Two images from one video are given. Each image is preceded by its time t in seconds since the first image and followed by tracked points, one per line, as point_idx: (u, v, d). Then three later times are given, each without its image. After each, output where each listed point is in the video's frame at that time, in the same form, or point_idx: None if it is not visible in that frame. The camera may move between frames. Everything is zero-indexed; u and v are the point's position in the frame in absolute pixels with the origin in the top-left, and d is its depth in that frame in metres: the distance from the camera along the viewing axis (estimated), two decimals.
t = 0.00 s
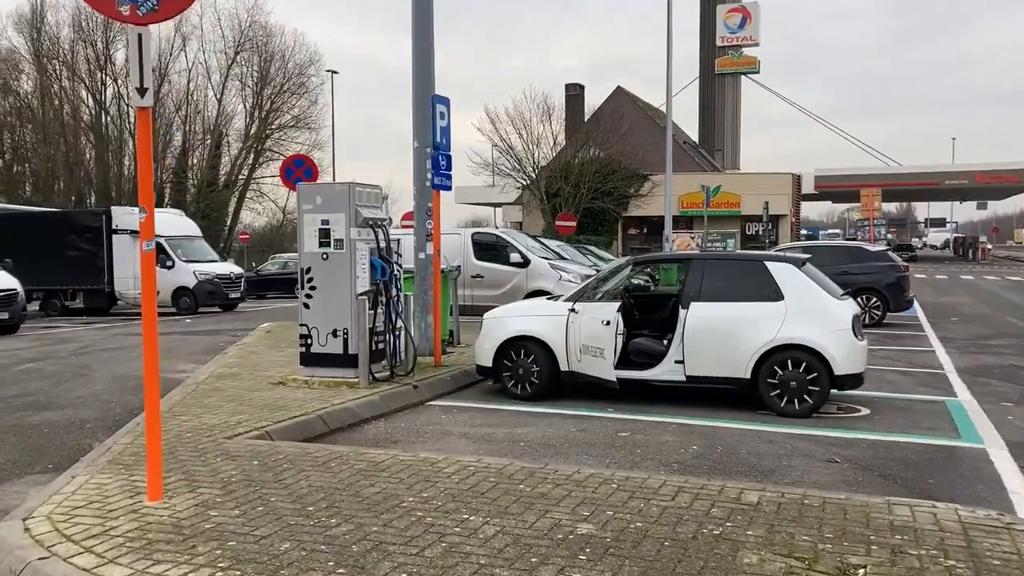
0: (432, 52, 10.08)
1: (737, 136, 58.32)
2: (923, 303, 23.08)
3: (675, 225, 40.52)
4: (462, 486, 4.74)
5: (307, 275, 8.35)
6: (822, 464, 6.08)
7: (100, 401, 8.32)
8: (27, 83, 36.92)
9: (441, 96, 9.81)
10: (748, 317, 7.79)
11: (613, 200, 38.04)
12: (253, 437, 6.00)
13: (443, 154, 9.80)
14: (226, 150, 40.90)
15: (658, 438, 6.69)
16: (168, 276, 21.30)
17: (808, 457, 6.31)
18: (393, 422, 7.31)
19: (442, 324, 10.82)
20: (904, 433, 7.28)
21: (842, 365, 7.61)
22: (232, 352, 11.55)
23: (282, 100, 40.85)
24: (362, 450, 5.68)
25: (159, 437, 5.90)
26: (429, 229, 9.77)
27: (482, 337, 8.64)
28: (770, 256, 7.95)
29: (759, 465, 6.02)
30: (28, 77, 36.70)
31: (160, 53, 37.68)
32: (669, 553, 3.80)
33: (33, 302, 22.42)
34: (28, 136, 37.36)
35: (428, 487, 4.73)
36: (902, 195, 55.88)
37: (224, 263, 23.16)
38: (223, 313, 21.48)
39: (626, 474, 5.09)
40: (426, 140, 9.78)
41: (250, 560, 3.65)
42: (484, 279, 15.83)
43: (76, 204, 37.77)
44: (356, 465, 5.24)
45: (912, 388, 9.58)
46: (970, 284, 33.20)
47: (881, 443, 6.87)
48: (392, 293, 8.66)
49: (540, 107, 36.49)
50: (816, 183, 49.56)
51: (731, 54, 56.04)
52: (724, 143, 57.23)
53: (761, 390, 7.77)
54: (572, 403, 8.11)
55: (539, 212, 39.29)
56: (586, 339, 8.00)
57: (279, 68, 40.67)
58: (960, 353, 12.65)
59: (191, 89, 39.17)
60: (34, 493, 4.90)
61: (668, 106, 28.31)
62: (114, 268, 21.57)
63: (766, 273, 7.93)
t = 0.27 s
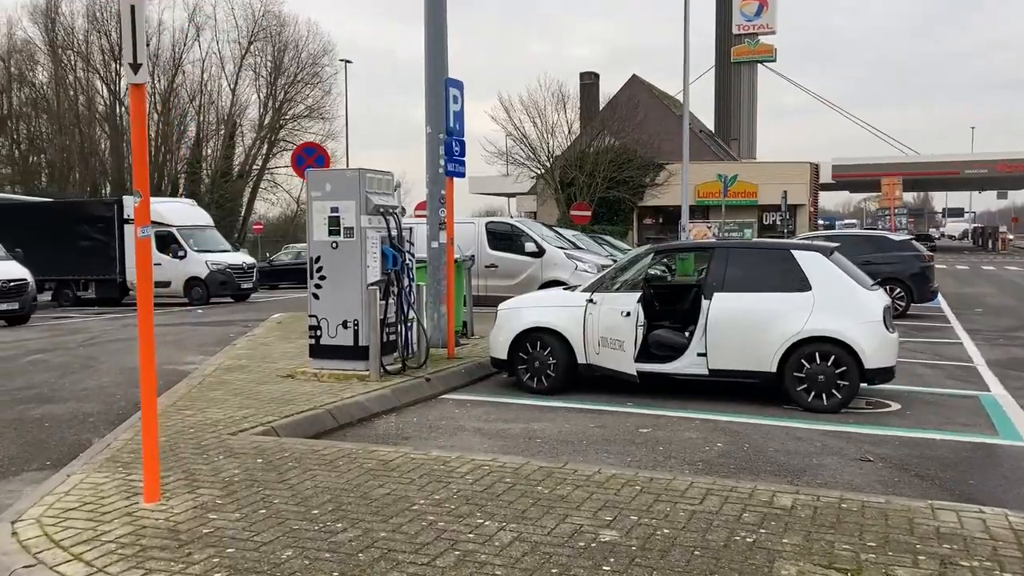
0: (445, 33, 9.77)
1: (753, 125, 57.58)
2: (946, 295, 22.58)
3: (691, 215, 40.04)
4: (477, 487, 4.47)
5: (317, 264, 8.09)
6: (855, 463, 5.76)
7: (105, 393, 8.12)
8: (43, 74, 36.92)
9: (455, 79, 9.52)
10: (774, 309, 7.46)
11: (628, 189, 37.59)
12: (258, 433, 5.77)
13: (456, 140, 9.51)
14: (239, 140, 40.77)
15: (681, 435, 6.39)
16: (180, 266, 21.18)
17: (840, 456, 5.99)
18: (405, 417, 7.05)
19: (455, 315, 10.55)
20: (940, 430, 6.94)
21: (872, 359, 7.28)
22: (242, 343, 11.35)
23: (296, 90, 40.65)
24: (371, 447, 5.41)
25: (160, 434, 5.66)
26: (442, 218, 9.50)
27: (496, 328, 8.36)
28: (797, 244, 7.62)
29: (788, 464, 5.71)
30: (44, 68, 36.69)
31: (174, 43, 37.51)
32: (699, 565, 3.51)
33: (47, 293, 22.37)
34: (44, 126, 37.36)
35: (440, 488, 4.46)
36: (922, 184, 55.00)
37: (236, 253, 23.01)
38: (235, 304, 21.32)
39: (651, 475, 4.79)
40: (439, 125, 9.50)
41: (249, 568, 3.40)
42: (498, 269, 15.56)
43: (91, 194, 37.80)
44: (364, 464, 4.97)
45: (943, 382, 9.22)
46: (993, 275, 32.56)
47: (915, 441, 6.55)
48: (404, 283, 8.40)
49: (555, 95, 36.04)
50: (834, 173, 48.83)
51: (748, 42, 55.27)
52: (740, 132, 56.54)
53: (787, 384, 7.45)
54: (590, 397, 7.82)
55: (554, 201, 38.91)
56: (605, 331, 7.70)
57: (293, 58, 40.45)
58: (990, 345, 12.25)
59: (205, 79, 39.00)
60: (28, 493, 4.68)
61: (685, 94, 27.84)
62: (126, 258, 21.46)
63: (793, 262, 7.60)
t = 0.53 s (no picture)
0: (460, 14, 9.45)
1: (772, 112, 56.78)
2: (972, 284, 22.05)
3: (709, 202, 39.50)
4: (491, 492, 4.19)
5: (327, 254, 7.83)
6: (892, 464, 5.43)
7: (112, 386, 7.93)
8: (60, 63, 36.89)
9: (470, 62, 9.21)
10: (803, 300, 7.13)
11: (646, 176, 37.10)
12: (263, 431, 5.52)
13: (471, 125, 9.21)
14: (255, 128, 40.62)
15: (705, 433, 6.10)
16: (194, 255, 21.05)
17: (875, 456, 5.66)
18: (416, 412, 6.80)
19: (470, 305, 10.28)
20: (978, 428, 6.58)
21: (905, 353, 6.94)
22: (252, 333, 11.15)
23: (311, 77, 40.43)
24: (380, 446, 5.16)
25: (163, 431, 5.45)
26: (456, 206, 9.21)
27: (512, 320, 8.08)
28: (827, 233, 7.27)
29: (821, 464, 5.39)
30: (61, 57, 36.66)
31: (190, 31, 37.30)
32: None
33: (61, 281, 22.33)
34: (61, 115, 37.33)
35: (452, 493, 4.18)
36: (945, 172, 54.04)
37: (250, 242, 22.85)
38: (249, 292, 21.16)
39: (677, 478, 4.49)
40: (454, 110, 9.20)
41: None
42: (513, 258, 15.26)
43: (108, 183, 37.78)
44: (372, 465, 4.70)
45: (977, 376, 8.83)
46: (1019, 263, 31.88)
47: (953, 439, 6.20)
48: (417, 272, 8.12)
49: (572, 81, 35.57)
50: (855, 159, 48.05)
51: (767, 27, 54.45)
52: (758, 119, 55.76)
53: (816, 379, 7.13)
54: (609, 392, 7.53)
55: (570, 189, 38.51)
56: (625, 323, 7.39)
57: (309, 46, 40.19)
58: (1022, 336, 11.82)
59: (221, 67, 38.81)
60: (21, 495, 4.47)
61: (704, 80, 27.33)
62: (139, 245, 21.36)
63: (821, 251, 7.26)
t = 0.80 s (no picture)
0: None
1: (786, 98, 56.02)
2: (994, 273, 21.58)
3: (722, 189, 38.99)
4: (513, 499, 3.90)
5: (337, 243, 7.55)
6: (935, 465, 5.11)
7: (116, 379, 7.72)
8: (70, 50, 36.68)
9: (484, 43, 8.89)
10: (836, 291, 6.80)
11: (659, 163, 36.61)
12: (270, 430, 5.26)
13: (485, 109, 8.91)
14: (265, 116, 40.34)
15: (734, 432, 5.79)
16: (202, 243, 20.84)
17: (916, 456, 5.34)
18: (431, 408, 6.54)
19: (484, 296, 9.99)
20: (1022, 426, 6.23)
21: (943, 347, 6.59)
22: (261, 324, 10.90)
23: (321, 65, 40.11)
24: (394, 446, 4.88)
25: (166, 430, 5.21)
26: (470, 193, 8.92)
27: (528, 311, 7.78)
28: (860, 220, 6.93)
29: (860, 466, 5.08)
30: (71, 44, 36.45)
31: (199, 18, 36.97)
32: None
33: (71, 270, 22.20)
34: (72, 103, 37.13)
35: (471, 499, 3.90)
36: (962, 158, 53.23)
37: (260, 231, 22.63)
38: (259, 281, 20.95)
39: (711, 484, 4.18)
40: (468, 93, 8.88)
41: None
42: (526, 247, 14.95)
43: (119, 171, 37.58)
44: (385, 468, 4.42)
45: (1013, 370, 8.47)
46: None
47: (997, 438, 5.86)
48: (430, 262, 7.83)
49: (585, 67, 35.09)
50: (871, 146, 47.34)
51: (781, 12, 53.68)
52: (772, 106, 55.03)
53: (848, 373, 6.80)
54: (631, 386, 7.22)
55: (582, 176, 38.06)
56: (648, 315, 7.07)
57: (318, 32, 39.83)
58: None
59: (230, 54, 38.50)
60: (13, 500, 4.22)
61: (720, 65, 26.84)
62: (149, 234, 21.19)
63: (854, 239, 6.91)
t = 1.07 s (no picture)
0: None
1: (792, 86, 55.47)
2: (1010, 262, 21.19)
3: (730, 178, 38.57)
4: (542, 511, 3.62)
5: (347, 233, 7.26)
6: (982, 467, 4.83)
7: (120, 374, 7.47)
8: (73, 39, 36.29)
9: (499, 25, 8.59)
10: (868, 282, 6.48)
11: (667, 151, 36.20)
12: (278, 432, 5.00)
13: (499, 94, 8.63)
14: (269, 105, 39.95)
15: (767, 431, 5.50)
16: (206, 234, 20.55)
17: (959, 456, 5.06)
18: (446, 406, 6.27)
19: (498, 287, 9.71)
20: None
21: (982, 341, 6.25)
22: (267, 317, 10.64)
23: (325, 53, 39.71)
24: (412, 449, 4.61)
25: (169, 432, 4.95)
26: (484, 181, 8.63)
27: (546, 304, 7.50)
28: (894, 209, 6.61)
29: (902, 467, 4.79)
30: (74, 34, 36.07)
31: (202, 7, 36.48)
32: None
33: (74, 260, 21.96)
34: (75, 93, 36.76)
35: (498, 511, 3.62)
36: (970, 146, 52.71)
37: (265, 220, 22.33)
38: (264, 272, 20.67)
39: (756, 492, 3.88)
40: (482, 77, 8.56)
41: None
42: (537, 236, 14.64)
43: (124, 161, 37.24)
44: (404, 475, 4.14)
45: None
46: None
47: None
48: (443, 253, 7.53)
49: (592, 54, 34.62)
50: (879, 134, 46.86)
51: None
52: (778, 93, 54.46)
53: (883, 368, 6.48)
54: (653, 382, 6.93)
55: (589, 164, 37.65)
56: (670, 308, 6.77)
57: (322, 21, 39.38)
58: None
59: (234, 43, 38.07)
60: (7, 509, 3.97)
61: (730, 52, 26.42)
62: (152, 224, 20.91)
63: (889, 228, 6.59)
